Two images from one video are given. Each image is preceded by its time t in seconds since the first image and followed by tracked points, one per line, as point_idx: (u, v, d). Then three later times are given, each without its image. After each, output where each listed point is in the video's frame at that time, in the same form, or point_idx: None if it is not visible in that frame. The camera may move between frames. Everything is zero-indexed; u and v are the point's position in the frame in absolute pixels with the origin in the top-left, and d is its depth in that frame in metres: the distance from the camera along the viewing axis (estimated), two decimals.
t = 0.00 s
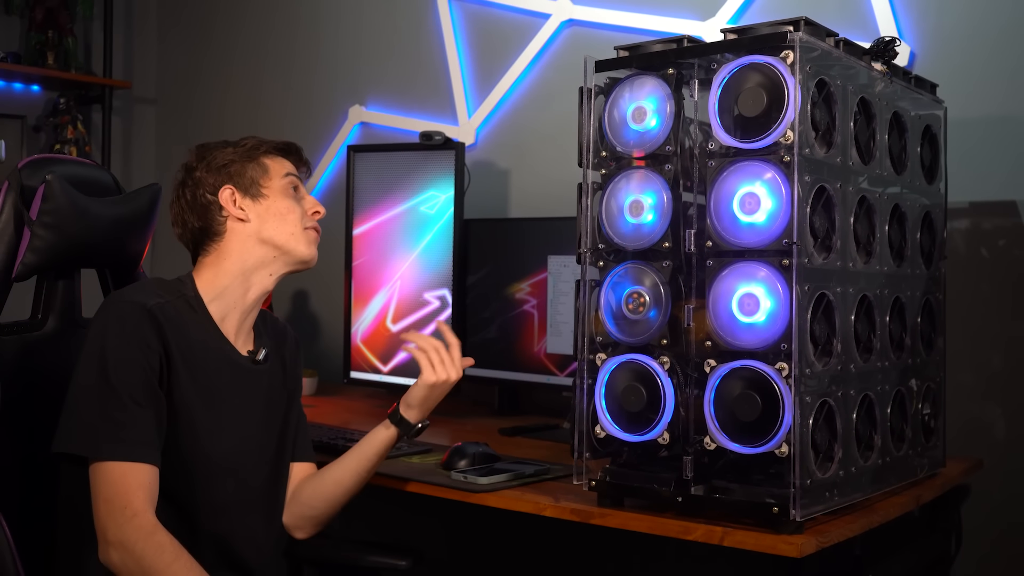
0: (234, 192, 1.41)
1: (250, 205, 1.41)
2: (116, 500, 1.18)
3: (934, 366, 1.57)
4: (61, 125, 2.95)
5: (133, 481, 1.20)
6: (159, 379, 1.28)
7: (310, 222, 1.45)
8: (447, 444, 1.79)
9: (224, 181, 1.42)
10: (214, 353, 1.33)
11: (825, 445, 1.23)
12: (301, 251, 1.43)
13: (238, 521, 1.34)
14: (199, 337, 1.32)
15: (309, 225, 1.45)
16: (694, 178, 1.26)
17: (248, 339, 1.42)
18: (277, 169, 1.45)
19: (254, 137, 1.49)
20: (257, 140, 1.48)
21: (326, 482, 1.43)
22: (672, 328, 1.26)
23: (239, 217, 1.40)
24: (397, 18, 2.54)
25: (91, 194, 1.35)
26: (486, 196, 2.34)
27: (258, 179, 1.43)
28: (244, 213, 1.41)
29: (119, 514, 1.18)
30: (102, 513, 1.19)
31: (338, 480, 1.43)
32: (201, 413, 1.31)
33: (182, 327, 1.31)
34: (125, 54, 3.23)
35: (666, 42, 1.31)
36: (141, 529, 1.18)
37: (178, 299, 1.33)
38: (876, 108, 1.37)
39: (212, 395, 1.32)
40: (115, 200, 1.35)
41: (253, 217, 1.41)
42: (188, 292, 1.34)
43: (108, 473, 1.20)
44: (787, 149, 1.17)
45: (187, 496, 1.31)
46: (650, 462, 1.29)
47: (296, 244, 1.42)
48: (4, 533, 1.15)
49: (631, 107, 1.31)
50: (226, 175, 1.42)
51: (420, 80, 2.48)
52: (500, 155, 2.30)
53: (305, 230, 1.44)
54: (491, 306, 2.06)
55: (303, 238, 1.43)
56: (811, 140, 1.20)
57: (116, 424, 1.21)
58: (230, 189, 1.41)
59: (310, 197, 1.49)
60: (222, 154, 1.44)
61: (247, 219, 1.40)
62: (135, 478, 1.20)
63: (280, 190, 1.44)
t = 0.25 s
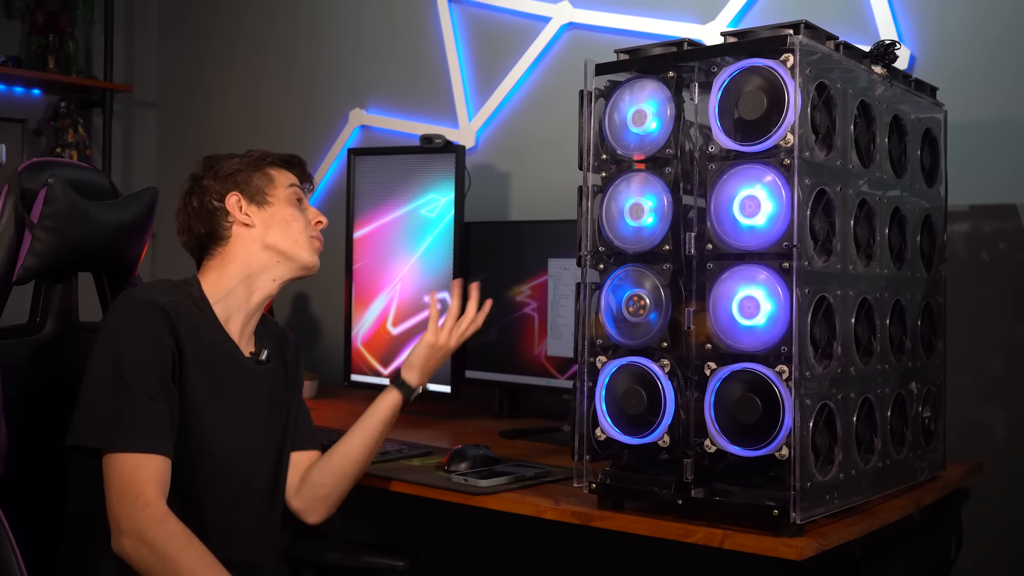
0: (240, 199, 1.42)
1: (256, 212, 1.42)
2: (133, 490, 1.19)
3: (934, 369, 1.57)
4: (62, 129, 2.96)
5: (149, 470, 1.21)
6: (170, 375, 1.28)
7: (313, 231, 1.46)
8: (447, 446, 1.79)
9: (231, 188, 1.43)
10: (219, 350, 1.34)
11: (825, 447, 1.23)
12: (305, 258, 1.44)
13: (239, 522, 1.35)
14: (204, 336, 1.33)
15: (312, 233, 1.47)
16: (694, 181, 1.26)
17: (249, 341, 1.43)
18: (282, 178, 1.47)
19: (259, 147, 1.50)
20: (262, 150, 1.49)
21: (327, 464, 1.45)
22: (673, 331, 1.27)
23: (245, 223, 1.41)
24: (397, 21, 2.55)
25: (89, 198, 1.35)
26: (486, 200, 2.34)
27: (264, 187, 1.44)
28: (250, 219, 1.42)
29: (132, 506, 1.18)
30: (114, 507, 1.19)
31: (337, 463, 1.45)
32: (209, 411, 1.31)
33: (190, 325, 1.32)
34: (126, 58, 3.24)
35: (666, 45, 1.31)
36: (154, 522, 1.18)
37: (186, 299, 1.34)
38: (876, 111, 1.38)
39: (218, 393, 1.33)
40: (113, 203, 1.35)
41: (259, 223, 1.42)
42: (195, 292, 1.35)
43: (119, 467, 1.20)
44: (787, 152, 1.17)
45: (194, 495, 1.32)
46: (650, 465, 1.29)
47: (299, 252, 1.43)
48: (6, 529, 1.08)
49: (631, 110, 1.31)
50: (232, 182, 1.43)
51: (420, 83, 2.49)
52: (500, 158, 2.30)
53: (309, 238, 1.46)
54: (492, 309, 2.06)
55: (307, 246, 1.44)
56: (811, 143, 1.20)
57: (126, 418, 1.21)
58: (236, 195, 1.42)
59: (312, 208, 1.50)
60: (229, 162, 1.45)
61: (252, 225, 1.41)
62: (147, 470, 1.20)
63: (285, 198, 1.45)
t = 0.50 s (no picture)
0: (252, 199, 1.44)
1: (266, 214, 1.44)
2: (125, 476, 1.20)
3: (937, 367, 1.57)
4: (64, 127, 2.96)
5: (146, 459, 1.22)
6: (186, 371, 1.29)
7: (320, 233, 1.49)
8: (449, 444, 1.80)
9: (242, 189, 1.45)
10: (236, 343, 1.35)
11: (827, 445, 1.23)
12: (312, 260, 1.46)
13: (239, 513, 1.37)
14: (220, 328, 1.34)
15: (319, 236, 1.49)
16: (696, 179, 1.26)
17: (255, 336, 1.46)
18: (293, 181, 1.49)
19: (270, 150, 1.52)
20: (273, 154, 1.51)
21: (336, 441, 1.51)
22: (675, 328, 1.27)
23: (255, 224, 1.43)
24: (400, 19, 2.55)
25: (92, 195, 1.36)
26: (489, 198, 2.34)
27: (274, 189, 1.46)
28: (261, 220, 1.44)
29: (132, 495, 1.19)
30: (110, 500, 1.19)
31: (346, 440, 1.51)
32: (221, 401, 1.33)
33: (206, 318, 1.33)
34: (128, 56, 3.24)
35: (668, 43, 1.32)
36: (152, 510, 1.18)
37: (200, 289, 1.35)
38: (879, 109, 1.38)
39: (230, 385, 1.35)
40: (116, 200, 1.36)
41: (269, 224, 1.44)
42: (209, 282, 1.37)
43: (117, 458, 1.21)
44: (789, 150, 1.17)
45: (204, 483, 1.34)
46: (652, 462, 1.29)
47: (307, 255, 1.45)
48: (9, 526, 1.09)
49: (633, 107, 1.31)
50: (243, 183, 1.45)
51: (422, 81, 2.49)
52: (502, 156, 2.30)
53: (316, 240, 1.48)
54: (494, 306, 2.06)
55: (315, 250, 1.47)
56: (814, 141, 1.20)
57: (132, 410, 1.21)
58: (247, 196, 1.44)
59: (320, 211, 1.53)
60: (241, 163, 1.47)
61: (263, 226, 1.43)
62: (146, 463, 1.21)
63: (295, 201, 1.47)
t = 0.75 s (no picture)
0: (260, 203, 1.37)
1: (273, 220, 1.37)
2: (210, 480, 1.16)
3: (939, 365, 1.57)
4: (67, 125, 2.96)
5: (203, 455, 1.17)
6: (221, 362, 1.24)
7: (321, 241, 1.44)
8: (451, 442, 1.80)
9: (251, 189, 1.36)
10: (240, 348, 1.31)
11: (829, 443, 1.23)
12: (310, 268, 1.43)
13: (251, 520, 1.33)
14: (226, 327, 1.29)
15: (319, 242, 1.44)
16: (699, 177, 1.26)
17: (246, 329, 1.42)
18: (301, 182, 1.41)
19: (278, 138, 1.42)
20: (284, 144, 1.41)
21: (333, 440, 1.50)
22: (677, 326, 1.27)
23: (261, 231, 1.37)
24: (402, 17, 2.55)
25: (94, 193, 1.36)
26: (491, 196, 2.34)
27: (285, 194, 1.38)
28: (267, 226, 1.37)
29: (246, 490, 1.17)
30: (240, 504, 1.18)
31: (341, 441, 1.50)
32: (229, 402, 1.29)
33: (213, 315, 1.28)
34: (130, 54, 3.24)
35: (671, 41, 1.31)
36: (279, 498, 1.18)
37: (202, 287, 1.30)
38: (881, 107, 1.37)
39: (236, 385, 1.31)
40: (118, 198, 1.35)
41: (274, 230, 1.38)
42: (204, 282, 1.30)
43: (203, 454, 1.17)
44: (792, 148, 1.17)
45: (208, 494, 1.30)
46: (654, 460, 1.29)
47: (308, 265, 1.41)
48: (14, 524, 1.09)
49: (635, 106, 1.31)
50: (254, 183, 1.36)
51: (425, 79, 2.49)
52: (504, 154, 2.30)
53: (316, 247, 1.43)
54: (496, 304, 2.06)
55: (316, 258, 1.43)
56: (816, 139, 1.20)
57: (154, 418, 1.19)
58: (257, 199, 1.36)
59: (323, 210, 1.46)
60: (253, 157, 1.37)
61: (269, 234, 1.37)
62: (246, 448, 1.16)
63: (301, 207, 1.40)
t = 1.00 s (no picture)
0: (191, 213, 1.27)
1: (203, 226, 1.26)
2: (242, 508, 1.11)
3: (941, 365, 1.57)
4: (70, 125, 2.97)
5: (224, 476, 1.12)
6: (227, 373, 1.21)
7: (261, 228, 1.24)
8: (454, 442, 1.80)
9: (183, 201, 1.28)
10: (251, 355, 1.25)
11: (831, 444, 1.23)
12: (262, 260, 1.25)
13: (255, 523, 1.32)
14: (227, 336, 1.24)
15: (263, 229, 1.24)
16: (701, 178, 1.26)
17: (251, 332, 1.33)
18: (221, 173, 1.25)
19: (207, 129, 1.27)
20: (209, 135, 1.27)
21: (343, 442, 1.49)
22: (679, 327, 1.27)
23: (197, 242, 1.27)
24: (404, 18, 2.55)
25: (95, 193, 1.37)
26: (493, 196, 2.34)
27: (202, 194, 1.25)
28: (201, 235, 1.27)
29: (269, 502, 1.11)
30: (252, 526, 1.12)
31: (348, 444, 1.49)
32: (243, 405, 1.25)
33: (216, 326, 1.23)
34: (133, 54, 3.25)
35: (674, 42, 1.31)
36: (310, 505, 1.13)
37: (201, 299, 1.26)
38: (883, 108, 1.37)
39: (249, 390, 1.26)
40: (119, 198, 1.36)
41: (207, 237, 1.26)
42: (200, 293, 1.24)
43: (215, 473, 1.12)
44: (794, 149, 1.17)
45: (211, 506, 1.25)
46: (656, 461, 1.30)
47: (247, 262, 1.24)
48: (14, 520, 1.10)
49: (638, 106, 1.32)
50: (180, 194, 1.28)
51: (427, 79, 2.49)
52: (506, 155, 2.31)
53: (257, 237, 1.24)
54: (499, 305, 2.06)
55: (254, 252, 1.24)
56: (818, 140, 1.20)
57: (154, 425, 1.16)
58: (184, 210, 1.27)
59: (267, 193, 1.26)
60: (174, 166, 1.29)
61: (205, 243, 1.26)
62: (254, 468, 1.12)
63: (223, 200, 1.24)
